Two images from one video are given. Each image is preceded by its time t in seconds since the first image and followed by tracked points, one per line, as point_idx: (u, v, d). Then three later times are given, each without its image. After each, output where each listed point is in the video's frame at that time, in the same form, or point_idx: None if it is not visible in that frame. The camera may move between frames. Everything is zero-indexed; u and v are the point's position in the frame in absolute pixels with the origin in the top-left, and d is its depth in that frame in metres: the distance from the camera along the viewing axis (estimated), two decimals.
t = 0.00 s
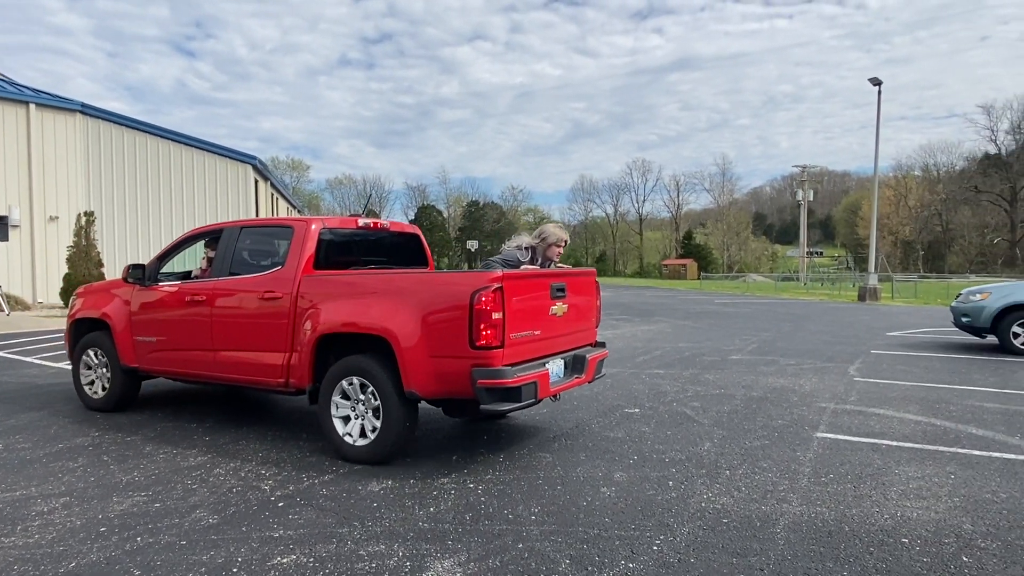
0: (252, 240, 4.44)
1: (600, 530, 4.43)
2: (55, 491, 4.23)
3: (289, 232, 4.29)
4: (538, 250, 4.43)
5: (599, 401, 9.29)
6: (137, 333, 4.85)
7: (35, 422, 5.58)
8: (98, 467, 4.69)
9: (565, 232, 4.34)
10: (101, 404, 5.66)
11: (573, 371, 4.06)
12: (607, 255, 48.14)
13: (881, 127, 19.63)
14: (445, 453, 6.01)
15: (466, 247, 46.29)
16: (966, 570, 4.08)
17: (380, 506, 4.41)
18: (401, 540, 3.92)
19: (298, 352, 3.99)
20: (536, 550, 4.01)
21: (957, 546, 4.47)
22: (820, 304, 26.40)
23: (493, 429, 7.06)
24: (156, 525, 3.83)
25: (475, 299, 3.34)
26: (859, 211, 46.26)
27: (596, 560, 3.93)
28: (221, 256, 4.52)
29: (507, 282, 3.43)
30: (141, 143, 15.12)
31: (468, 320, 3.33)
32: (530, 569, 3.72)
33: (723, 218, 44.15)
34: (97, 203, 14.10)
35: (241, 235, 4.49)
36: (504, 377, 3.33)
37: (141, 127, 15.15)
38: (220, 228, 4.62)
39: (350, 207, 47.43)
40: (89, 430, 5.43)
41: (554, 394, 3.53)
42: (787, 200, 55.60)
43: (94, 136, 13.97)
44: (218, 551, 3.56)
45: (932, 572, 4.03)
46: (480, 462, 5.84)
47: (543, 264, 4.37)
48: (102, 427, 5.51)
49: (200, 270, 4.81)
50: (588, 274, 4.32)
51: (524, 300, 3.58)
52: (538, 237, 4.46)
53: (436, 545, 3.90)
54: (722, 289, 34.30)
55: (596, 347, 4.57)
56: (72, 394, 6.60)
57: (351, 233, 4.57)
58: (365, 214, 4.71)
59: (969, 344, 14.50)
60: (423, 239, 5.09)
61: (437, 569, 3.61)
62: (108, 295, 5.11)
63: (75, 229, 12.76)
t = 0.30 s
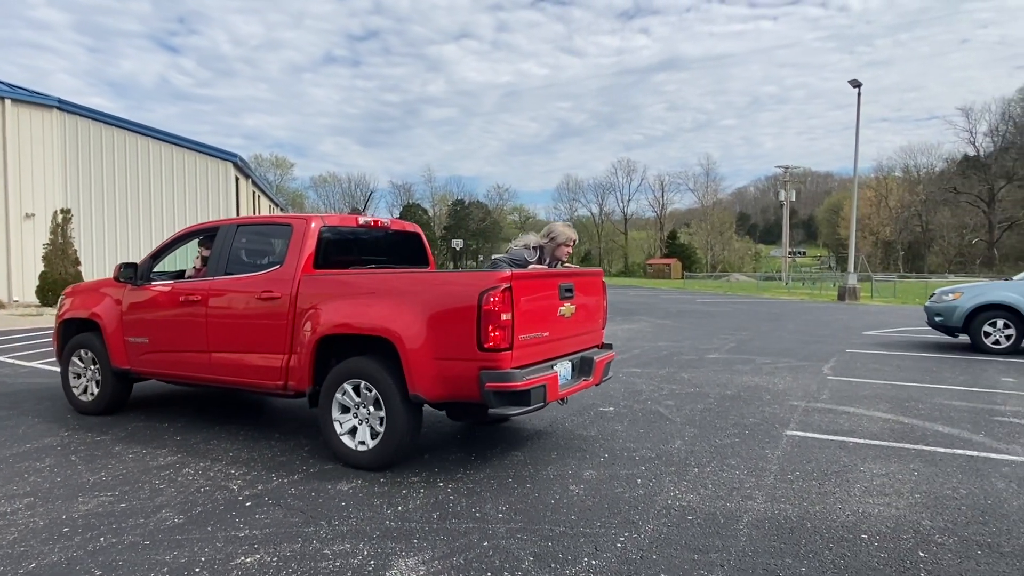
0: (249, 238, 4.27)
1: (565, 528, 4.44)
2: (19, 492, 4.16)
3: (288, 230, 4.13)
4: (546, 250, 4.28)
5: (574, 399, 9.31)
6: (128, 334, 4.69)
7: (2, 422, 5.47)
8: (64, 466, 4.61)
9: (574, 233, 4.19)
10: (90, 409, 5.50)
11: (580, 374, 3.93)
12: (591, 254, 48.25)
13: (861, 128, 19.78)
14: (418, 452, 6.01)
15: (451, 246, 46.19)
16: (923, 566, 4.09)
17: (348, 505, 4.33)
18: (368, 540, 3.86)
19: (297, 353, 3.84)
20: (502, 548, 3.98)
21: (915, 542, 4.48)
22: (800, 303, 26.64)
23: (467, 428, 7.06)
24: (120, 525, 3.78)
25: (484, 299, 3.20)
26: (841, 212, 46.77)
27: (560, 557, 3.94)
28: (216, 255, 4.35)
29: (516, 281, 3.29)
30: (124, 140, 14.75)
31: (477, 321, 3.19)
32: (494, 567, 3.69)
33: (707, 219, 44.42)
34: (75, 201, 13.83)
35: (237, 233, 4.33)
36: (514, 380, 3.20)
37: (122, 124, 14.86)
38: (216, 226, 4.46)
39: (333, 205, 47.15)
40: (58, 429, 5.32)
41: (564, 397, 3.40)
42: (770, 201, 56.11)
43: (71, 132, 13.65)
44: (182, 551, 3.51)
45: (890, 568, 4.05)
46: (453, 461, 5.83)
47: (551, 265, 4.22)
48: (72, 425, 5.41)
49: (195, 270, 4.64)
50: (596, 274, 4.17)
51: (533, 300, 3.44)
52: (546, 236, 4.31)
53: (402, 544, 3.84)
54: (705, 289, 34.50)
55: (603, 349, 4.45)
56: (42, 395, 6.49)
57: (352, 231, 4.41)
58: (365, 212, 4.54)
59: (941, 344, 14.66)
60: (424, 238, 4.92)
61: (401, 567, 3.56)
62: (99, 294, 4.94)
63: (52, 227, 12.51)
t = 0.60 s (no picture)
0: (245, 235, 4.17)
1: (532, 523, 4.32)
2: None
3: (286, 227, 4.03)
4: (555, 248, 4.20)
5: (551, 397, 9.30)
6: (121, 333, 4.57)
7: None
8: (31, 464, 4.48)
9: (584, 232, 4.11)
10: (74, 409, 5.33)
11: (587, 374, 3.84)
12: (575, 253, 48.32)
13: (840, 128, 19.90)
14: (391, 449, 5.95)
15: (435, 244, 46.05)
16: (881, 560, 4.03)
17: (315, 502, 4.21)
18: (334, 536, 3.75)
19: (296, 354, 3.74)
20: (467, 543, 3.87)
21: (875, 535, 4.40)
22: (780, 302, 26.86)
23: (441, 427, 7.01)
24: (85, 522, 3.69)
25: (492, 298, 3.10)
26: (822, 212, 47.24)
27: (526, 551, 3.84)
28: (212, 252, 4.25)
29: (524, 279, 3.18)
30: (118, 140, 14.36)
31: (484, 320, 3.09)
32: (459, 563, 3.59)
33: (690, 218, 44.66)
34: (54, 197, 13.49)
35: (233, 230, 4.20)
36: (522, 382, 3.10)
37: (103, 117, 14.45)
38: (211, 222, 4.33)
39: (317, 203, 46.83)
40: (26, 426, 5.19)
41: (572, 399, 3.30)
42: (753, 201, 56.60)
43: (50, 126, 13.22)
44: (145, 548, 3.44)
45: (850, 561, 3.98)
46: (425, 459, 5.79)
47: (560, 263, 4.12)
48: (41, 422, 5.27)
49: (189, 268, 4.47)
50: (603, 272, 4.07)
51: (541, 299, 3.34)
52: (555, 234, 4.22)
53: (368, 539, 3.74)
54: (688, 288, 34.64)
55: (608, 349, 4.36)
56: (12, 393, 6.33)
57: (351, 228, 4.29)
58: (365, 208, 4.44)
59: (916, 342, 14.80)
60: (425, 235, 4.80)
61: (366, 563, 3.46)
62: (90, 291, 4.84)
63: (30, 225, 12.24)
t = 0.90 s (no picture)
0: (240, 231, 4.05)
1: (501, 519, 4.18)
2: None
3: (283, 223, 3.93)
4: (562, 246, 4.13)
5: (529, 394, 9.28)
6: (111, 332, 4.44)
7: None
8: None
9: (593, 230, 4.05)
10: (60, 411, 5.18)
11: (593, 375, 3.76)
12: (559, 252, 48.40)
13: (820, 129, 20.03)
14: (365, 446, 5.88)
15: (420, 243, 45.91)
16: (843, 554, 4.02)
17: (285, 500, 4.12)
18: (302, 533, 3.68)
19: (294, 354, 3.62)
20: (435, 540, 3.76)
21: (839, 531, 4.40)
22: (761, 302, 27.08)
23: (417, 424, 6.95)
24: (49, 521, 3.62)
25: (500, 298, 3.00)
26: (804, 212, 47.68)
27: (494, 548, 3.73)
28: (205, 249, 4.13)
29: (533, 278, 3.09)
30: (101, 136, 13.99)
31: (492, 321, 3.00)
32: (426, 559, 3.50)
33: (674, 218, 44.88)
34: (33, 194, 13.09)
35: (228, 227, 4.10)
36: (531, 385, 3.01)
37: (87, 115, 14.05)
38: (205, 218, 4.22)
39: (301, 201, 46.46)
40: None
41: (580, 401, 3.22)
42: (736, 201, 57.01)
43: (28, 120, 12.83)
44: (109, 546, 3.37)
45: (814, 556, 3.97)
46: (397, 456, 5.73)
47: (567, 262, 4.10)
48: (10, 421, 5.16)
49: (178, 265, 4.33)
50: (609, 270, 3.99)
51: (549, 298, 3.25)
52: (562, 232, 4.14)
53: (335, 537, 3.65)
54: (671, 287, 34.83)
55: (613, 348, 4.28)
56: None
57: (349, 224, 4.20)
58: (364, 204, 4.34)
59: (890, 341, 14.98)
60: (424, 232, 4.71)
61: (332, 559, 3.39)
62: (79, 289, 4.71)
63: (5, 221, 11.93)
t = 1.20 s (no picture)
0: (237, 229, 3.94)
1: (475, 519, 4.08)
2: None
3: (281, 220, 3.82)
4: (571, 245, 4.07)
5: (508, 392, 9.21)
6: (103, 333, 4.30)
7: None
8: None
9: (603, 228, 4.03)
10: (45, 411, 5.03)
11: (601, 378, 3.68)
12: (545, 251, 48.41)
13: (802, 129, 20.15)
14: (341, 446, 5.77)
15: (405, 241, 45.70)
16: (815, 553, 4.01)
17: (256, 501, 4.00)
18: (273, 535, 3.58)
19: (294, 356, 3.50)
20: (407, 541, 3.66)
21: (811, 529, 4.40)
22: (744, 301, 27.20)
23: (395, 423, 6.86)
24: (12, 524, 3.51)
25: (511, 298, 2.90)
26: (788, 212, 48.11)
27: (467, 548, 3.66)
28: (200, 247, 4.02)
29: (544, 277, 2.99)
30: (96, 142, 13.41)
31: (503, 321, 2.89)
32: (397, 560, 3.41)
33: (659, 217, 45.03)
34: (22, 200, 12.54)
35: (224, 225, 3.99)
36: (543, 387, 2.91)
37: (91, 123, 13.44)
38: (200, 216, 4.10)
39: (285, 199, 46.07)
40: None
41: (591, 404, 3.13)
42: (721, 201, 57.38)
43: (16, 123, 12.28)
44: (75, 549, 3.28)
45: (785, 554, 3.95)
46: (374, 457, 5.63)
47: (576, 261, 4.06)
48: None
49: (173, 264, 4.22)
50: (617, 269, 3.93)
51: (560, 298, 3.16)
52: (571, 231, 4.08)
53: (307, 538, 3.56)
54: (655, 285, 34.92)
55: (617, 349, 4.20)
56: None
57: (349, 222, 4.09)
58: (364, 201, 4.23)
59: (868, 339, 15.14)
60: (423, 229, 4.61)
61: (302, 562, 3.30)
62: (68, 288, 4.57)
63: None
